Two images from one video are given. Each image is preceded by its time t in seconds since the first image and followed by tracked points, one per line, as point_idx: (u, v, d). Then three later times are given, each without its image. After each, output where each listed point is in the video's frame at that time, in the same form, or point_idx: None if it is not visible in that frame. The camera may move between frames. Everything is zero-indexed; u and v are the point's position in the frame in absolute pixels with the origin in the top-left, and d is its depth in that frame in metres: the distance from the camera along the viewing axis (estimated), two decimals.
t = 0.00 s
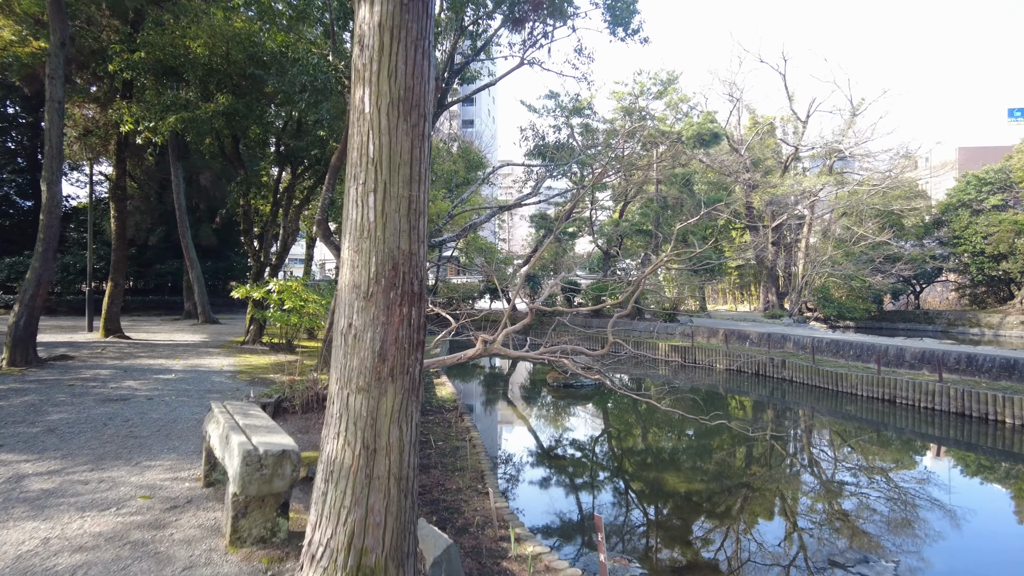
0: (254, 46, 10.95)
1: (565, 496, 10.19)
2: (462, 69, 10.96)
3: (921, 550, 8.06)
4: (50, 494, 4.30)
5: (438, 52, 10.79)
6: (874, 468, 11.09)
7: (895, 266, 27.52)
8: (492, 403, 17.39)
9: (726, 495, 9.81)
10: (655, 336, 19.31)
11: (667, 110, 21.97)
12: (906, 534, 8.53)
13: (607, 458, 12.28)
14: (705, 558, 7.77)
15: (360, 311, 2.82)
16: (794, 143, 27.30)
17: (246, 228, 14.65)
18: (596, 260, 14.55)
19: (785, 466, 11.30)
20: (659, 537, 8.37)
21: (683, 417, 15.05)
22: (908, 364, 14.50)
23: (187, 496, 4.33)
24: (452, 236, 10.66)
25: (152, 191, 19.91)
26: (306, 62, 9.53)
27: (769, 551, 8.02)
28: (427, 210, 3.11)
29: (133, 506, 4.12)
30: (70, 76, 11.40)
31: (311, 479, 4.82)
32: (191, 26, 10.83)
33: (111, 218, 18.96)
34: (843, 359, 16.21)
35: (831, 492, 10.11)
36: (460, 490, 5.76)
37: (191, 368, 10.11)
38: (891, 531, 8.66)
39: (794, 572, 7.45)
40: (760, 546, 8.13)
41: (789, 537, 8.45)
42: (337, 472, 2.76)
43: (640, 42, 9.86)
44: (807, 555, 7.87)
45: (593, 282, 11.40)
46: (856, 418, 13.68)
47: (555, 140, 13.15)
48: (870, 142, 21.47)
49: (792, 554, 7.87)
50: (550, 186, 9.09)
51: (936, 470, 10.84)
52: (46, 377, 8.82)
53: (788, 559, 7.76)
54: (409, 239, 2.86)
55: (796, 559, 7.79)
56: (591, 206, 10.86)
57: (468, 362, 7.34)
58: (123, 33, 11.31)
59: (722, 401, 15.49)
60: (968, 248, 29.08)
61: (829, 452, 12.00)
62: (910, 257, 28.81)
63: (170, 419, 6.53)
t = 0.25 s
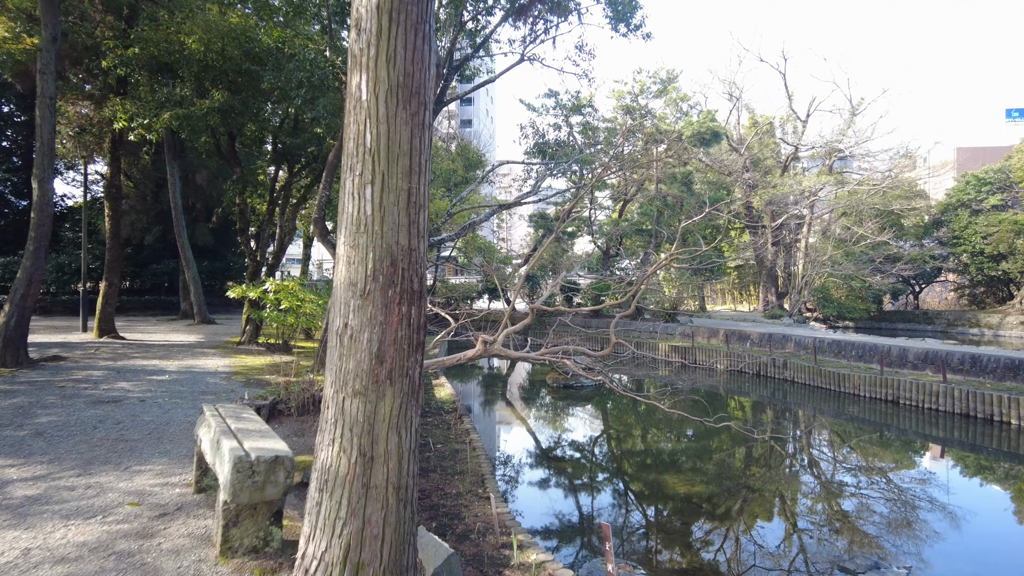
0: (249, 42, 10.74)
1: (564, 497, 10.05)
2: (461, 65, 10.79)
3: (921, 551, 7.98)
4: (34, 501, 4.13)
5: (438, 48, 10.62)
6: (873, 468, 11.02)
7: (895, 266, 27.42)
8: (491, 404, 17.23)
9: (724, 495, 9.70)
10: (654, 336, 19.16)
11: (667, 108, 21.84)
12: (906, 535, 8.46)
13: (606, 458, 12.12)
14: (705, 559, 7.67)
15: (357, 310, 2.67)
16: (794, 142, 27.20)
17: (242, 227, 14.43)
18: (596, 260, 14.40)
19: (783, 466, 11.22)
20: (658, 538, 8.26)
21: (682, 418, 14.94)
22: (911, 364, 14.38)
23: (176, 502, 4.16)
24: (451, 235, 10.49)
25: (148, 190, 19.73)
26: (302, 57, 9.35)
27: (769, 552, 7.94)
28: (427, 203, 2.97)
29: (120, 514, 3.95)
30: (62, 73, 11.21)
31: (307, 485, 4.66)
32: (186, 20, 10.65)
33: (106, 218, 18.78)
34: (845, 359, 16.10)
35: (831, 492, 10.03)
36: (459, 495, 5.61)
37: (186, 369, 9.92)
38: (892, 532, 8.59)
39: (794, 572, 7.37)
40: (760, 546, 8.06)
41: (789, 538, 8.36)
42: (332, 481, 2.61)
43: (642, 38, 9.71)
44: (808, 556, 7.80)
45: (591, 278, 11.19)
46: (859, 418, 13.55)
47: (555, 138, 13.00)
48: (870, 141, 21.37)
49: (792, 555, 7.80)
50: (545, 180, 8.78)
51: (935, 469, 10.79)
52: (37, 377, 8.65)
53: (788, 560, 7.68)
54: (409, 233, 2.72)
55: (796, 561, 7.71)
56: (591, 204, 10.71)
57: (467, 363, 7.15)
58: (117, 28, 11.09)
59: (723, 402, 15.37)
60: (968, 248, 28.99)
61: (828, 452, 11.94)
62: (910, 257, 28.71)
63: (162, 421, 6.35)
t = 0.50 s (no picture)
0: (245, 38, 10.59)
1: (564, 500, 9.89)
2: (461, 62, 10.62)
3: (925, 553, 7.89)
4: (15, 512, 3.94)
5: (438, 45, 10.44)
6: (875, 470, 10.91)
7: (898, 266, 27.25)
8: (491, 405, 17.05)
9: (725, 496, 9.57)
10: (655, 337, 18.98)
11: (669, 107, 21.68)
12: (910, 537, 8.36)
13: (608, 460, 11.94)
14: (708, 562, 7.53)
15: (352, 311, 2.51)
16: (795, 142, 27.03)
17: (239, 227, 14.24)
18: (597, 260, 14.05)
19: (784, 467, 11.10)
20: (660, 540, 8.12)
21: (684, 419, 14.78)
22: (917, 365, 14.21)
23: (165, 513, 3.98)
24: (450, 235, 10.30)
25: (145, 190, 19.55)
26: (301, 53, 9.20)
27: (771, 554, 7.83)
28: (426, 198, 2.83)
29: (106, 526, 3.77)
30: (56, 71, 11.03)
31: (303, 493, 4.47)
32: (181, 17, 10.48)
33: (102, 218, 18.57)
34: (850, 360, 15.94)
35: (834, 494, 9.91)
36: (460, 503, 5.42)
37: (181, 371, 9.73)
38: (896, 534, 8.49)
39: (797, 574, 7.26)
40: (762, 548, 7.95)
41: (792, 540, 8.23)
42: (325, 496, 2.43)
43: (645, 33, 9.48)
44: (810, 558, 7.71)
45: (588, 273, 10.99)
46: (864, 420, 13.38)
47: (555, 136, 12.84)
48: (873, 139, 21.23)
49: (795, 557, 7.71)
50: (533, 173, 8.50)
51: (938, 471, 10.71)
52: (29, 380, 8.46)
53: (791, 562, 7.58)
54: (407, 228, 2.58)
55: (798, 563, 7.61)
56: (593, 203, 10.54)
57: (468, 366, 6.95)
58: (111, 25, 10.91)
59: (725, 403, 15.21)
60: (970, 247, 28.82)
61: (830, 453, 11.82)
62: (912, 257, 28.54)
63: (155, 426, 6.16)
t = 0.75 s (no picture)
0: (244, 35, 10.46)
1: (568, 501, 9.71)
2: (464, 59, 10.45)
3: (933, 556, 7.75)
4: None
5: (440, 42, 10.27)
6: (882, 472, 10.75)
7: (905, 265, 26.97)
8: (494, 406, 16.87)
9: (728, 498, 9.39)
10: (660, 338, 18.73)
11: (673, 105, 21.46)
12: (917, 539, 8.23)
13: (611, 462, 11.74)
14: (714, 564, 7.38)
15: (345, 318, 2.33)
16: (800, 140, 26.80)
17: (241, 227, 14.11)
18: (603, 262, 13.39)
19: (790, 468, 10.92)
20: (665, 542, 7.96)
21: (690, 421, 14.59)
22: (928, 366, 14.00)
23: (155, 526, 3.81)
24: (453, 235, 10.12)
25: (146, 191, 19.42)
26: (301, 51, 9.08)
27: (777, 555, 7.69)
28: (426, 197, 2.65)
29: (91, 542, 3.59)
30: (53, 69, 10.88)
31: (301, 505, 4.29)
32: (179, 14, 10.34)
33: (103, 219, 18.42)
34: (858, 361, 15.73)
35: (840, 496, 9.73)
36: (464, 512, 5.25)
37: (180, 374, 9.57)
38: (902, 536, 8.37)
39: None
40: (768, 550, 7.80)
41: (797, 542, 8.08)
42: (318, 519, 2.25)
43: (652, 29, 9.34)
44: (817, 560, 7.59)
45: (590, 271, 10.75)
46: (874, 422, 13.17)
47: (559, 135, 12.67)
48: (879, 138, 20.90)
49: (801, 559, 7.57)
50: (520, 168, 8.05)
51: (946, 471, 10.61)
52: (24, 384, 8.32)
53: (797, 565, 7.44)
54: (404, 229, 2.40)
55: (805, 565, 7.49)
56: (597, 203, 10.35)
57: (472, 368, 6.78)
58: (110, 23, 10.75)
59: (730, 404, 15.02)
60: (977, 247, 28.53)
61: (836, 455, 11.64)
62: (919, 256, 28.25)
63: (150, 433, 5.99)
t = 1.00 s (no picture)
0: (249, 30, 10.32)
1: (575, 502, 9.52)
2: (471, 54, 10.27)
3: (945, 559, 7.60)
4: None
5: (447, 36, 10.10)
6: (892, 473, 10.57)
7: (916, 264, 26.62)
8: (501, 406, 16.69)
9: (736, 499, 9.20)
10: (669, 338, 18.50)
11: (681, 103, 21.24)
12: (927, 540, 8.09)
13: (619, 462, 11.53)
14: (723, 567, 7.23)
15: (355, 315, 2.17)
16: (809, 137, 26.51)
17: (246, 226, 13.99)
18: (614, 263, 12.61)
19: (798, 469, 10.71)
20: (674, 544, 7.81)
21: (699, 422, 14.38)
22: (943, 366, 13.77)
23: (155, 533, 3.65)
24: (461, 233, 9.93)
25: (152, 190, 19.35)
26: (307, 45, 8.93)
27: (786, 557, 7.55)
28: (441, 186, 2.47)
29: (89, 549, 3.44)
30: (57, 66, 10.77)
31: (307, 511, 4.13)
32: (184, 9, 10.22)
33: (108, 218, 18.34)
34: (871, 361, 15.49)
35: (850, 497, 9.53)
36: (474, 517, 5.08)
37: (184, 374, 9.44)
38: (913, 538, 8.21)
39: None
40: (778, 551, 7.65)
41: (806, 544, 7.93)
42: (327, 532, 2.10)
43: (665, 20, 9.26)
44: (826, 562, 7.44)
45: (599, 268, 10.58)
46: (889, 424, 12.93)
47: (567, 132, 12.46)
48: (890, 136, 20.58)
49: (811, 561, 7.42)
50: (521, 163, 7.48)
51: (956, 472, 10.46)
52: (27, 383, 8.20)
53: (806, 566, 7.31)
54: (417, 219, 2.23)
55: (814, 566, 7.35)
56: (606, 201, 10.12)
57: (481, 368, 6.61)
58: (114, 19, 10.63)
59: (738, 403, 14.82)
60: (989, 245, 28.15)
61: (845, 455, 11.41)
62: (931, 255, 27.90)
63: (152, 434, 5.85)
